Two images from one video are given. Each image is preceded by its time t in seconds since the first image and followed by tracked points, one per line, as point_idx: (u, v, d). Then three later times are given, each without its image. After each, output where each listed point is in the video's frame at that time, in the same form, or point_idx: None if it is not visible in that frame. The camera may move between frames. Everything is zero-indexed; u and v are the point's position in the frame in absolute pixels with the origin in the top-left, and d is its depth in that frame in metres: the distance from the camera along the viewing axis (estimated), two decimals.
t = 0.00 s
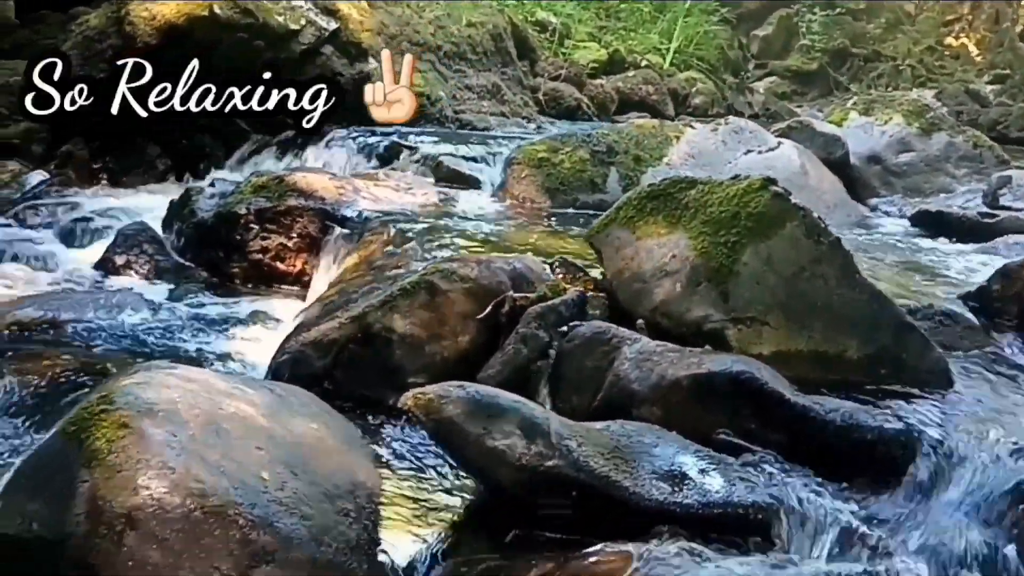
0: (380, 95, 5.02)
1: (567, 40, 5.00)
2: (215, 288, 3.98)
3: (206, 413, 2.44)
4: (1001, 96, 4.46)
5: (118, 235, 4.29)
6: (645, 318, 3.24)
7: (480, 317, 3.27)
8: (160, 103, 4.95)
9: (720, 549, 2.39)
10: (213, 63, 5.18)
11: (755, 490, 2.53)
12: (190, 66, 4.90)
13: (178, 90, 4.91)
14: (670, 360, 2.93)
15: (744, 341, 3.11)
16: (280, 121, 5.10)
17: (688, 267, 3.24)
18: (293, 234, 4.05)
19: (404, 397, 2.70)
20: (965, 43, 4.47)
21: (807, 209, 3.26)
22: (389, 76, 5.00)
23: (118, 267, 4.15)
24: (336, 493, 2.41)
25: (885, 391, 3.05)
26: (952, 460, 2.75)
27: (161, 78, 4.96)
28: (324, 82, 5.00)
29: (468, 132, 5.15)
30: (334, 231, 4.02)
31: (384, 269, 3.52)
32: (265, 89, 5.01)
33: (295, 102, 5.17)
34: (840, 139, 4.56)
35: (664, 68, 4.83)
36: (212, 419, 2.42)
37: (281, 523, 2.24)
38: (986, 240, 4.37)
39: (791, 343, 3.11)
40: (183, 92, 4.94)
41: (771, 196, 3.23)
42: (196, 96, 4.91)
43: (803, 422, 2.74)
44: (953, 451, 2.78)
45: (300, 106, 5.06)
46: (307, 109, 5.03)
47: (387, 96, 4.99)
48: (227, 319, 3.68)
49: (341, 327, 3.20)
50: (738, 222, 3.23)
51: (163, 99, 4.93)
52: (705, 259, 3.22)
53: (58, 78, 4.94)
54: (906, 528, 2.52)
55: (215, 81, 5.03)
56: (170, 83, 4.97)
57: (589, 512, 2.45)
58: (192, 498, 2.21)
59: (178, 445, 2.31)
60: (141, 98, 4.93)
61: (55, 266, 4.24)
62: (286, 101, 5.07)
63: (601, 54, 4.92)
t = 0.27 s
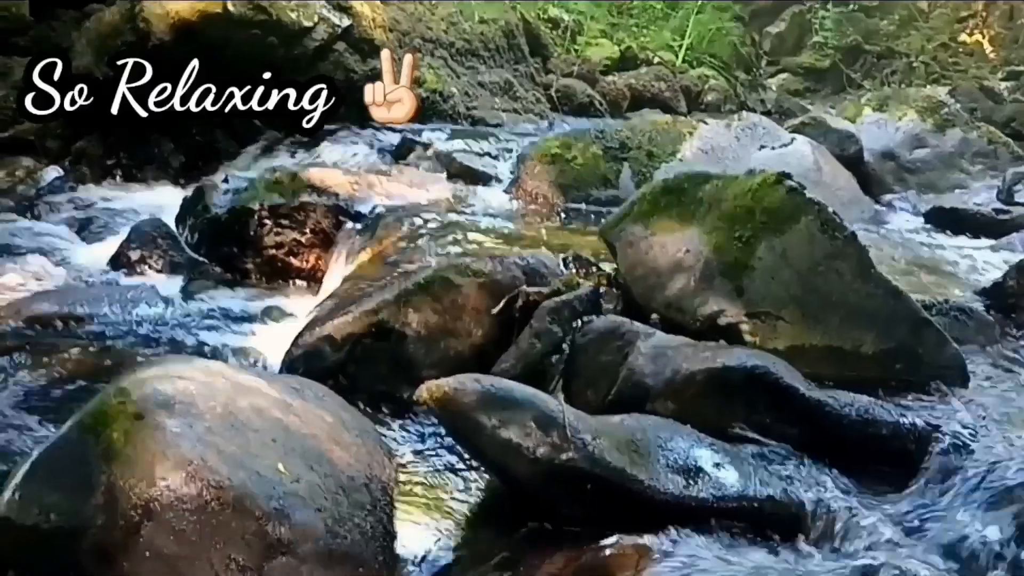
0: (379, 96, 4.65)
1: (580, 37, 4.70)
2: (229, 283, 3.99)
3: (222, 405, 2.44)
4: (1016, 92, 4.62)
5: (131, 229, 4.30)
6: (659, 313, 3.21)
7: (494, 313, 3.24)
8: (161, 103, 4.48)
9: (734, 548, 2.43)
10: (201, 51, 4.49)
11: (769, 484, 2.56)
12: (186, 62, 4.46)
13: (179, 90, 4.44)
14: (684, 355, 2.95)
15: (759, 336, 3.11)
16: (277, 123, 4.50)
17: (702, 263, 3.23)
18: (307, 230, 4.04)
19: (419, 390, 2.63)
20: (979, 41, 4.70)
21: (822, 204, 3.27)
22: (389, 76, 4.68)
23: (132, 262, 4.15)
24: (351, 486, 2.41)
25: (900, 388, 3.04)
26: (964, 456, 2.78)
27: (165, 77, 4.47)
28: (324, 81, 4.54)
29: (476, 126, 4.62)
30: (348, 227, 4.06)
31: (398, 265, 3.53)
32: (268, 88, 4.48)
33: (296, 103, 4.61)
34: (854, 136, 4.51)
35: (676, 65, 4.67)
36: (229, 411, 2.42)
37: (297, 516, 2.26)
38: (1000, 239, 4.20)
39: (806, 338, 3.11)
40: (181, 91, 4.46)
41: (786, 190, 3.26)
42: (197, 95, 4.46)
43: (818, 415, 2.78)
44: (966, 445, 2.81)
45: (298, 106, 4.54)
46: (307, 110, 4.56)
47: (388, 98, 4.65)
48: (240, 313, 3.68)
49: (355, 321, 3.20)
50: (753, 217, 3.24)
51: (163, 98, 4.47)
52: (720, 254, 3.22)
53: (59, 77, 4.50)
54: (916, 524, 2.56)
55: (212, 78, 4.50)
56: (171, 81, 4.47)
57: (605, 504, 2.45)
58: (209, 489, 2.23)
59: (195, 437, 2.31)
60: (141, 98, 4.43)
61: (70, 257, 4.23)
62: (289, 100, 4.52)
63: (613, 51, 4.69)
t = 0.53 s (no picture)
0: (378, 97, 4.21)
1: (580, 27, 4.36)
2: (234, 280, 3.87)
3: (225, 394, 2.44)
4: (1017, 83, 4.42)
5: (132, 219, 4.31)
6: (661, 303, 3.20)
7: (495, 302, 3.22)
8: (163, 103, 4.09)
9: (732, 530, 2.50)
10: (204, 47, 4.09)
11: (771, 471, 2.63)
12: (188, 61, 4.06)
13: (179, 90, 4.05)
14: (686, 344, 2.92)
15: (761, 325, 3.12)
16: (281, 126, 4.12)
17: (704, 252, 3.22)
18: (308, 222, 3.91)
19: (422, 379, 2.65)
20: (981, 31, 4.44)
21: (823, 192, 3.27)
22: (389, 75, 4.22)
23: (134, 254, 3.94)
24: (354, 475, 2.42)
25: (899, 374, 3.08)
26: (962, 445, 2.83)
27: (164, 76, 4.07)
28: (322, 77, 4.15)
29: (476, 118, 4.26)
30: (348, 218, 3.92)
31: (401, 256, 3.54)
32: (269, 88, 4.11)
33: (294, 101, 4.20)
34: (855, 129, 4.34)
35: (677, 57, 4.37)
36: (232, 401, 2.43)
37: (300, 504, 2.30)
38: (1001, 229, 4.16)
39: (808, 326, 3.11)
40: (181, 91, 4.08)
41: (789, 178, 3.24)
42: (197, 96, 4.08)
43: (821, 402, 2.82)
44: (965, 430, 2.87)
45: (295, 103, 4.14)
46: (308, 110, 4.14)
47: (388, 97, 4.21)
48: (243, 304, 3.72)
49: (357, 312, 3.20)
50: (755, 206, 3.22)
51: (164, 99, 4.07)
52: (722, 243, 3.20)
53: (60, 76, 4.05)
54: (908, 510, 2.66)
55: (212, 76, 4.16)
56: (172, 81, 4.07)
57: (608, 491, 2.51)
58: (213, 477, 2.26)
59: (197, 425, 2.33)
60: (141, 98, 4.05)
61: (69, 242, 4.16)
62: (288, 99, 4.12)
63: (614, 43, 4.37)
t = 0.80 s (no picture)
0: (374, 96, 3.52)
1: (576, 17, 3.56)
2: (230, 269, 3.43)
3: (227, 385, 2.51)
4: None
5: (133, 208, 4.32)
6: (662, 293, 3.16)
7: (497, 293, 3.20)
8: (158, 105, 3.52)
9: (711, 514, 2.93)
10: (203, 43, 3.50)
11: (769, 460, 2.98)
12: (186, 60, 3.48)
13: (178, 90, 3.48)
14: (688, 334, 3.09)
15: (762, 314, 3.13)
16: (281, 124, 3.48)
17: (705, 241, 3.19)
18: (308, 214, 3.44)
19: (424, 368, 3.15)
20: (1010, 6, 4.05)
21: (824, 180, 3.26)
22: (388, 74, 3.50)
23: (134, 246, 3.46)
24: (357, 464, 2.51)
25: (900, 363, 3.10)
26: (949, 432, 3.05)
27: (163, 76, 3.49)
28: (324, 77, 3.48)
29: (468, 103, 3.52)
30: (349, 210, 3.43)
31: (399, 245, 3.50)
32: (270, 89, 3.49)
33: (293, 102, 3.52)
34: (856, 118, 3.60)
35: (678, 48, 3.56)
36: (235, 389, 2.50)
37: (299, 494, 2.44)
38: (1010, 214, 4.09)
39: (809, 316, 3.13)
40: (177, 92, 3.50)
41: (790, 168, 3.25)
42: (197, 97, 3.51)
43: (822, 391, 3.04)
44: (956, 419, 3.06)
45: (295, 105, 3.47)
46: (308, 110, 3.49)
47: (387, 95, 3.49)
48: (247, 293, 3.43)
49: (358, 303, 3.20)
50: (756, 195, 3.21)
51: (165, 100, 3.50)
52: (723, 233, 3.18)
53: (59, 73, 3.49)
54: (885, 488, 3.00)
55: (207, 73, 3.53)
56: (172, 80, 3.50)
57: (609, 476, 2.94)
58: (214, 469, 2.41)
59: (198, 417, 2.44)
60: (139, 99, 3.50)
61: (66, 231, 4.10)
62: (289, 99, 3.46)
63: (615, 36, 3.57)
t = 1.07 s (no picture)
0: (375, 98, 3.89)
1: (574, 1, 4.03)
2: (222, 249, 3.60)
3: (223, 365, 2.45)
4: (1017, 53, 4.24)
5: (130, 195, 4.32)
6: (659, 273, 3.17)
7: (494, 275, 3.19)
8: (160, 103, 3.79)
9: (722, 494, 2.70)
10: (203, 39, 3.77)
11: (767, 435, 2.82)
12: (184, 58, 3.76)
13: (179, 90, 3.75)
14: (686, 314, 3.02)
15: (759, 294, 3.13)
16: (283, 120, 3.78)
17: (701, 221, 3.19)
18: (304, 197, 3.63)
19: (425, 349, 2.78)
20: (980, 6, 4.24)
21: (822, 158, 3.27)
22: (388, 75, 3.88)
23: (130, 232, 3.65)
24: (355, 445, 2.45)
25: (897, 339, 3.11)
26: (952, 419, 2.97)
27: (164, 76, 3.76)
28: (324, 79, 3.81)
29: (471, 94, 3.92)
30: (346, 193, 3.65)
31: (396, 229, 3.51)
32: (270, 88, 3.80)
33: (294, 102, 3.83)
34: (852, 98, 4.08)
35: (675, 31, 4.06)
36: (232, 370, 2.43)
37: (299, 473, 2.33)
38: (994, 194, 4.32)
39: (807, 295, 3.12)
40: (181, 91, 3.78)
41: (786, 147, 3.24)
42: (197, 96, 3.78)
43: (820, 367, 2.97)
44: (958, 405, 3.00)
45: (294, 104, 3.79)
46: (308, 109, 3.81)
47: (387, 96, 3.85)
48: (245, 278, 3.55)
49: (355, 285, 3.19)
50: (753, 174, 3.21)
51: (165, 100, 3.77)
52: (720, 213, 3.18)
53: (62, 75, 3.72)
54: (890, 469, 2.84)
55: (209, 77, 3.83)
56: (172, 80, 3.77)
57: (608, 457, 2.66)
58: (212, 448, 2.29)
59: (195, 397, 2.35)
60: (141, 98, 3.75)
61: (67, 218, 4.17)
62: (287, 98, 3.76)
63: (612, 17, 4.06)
